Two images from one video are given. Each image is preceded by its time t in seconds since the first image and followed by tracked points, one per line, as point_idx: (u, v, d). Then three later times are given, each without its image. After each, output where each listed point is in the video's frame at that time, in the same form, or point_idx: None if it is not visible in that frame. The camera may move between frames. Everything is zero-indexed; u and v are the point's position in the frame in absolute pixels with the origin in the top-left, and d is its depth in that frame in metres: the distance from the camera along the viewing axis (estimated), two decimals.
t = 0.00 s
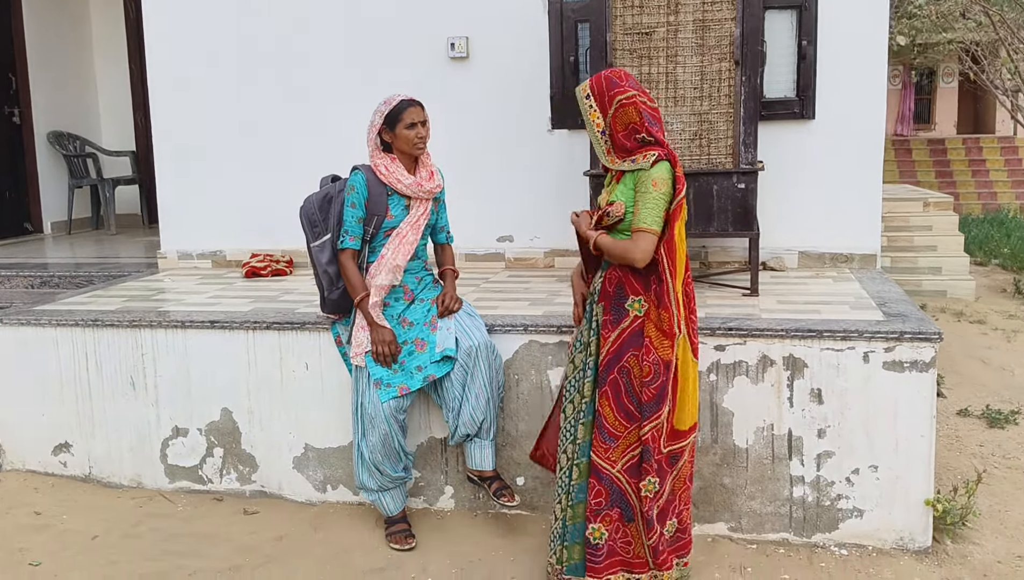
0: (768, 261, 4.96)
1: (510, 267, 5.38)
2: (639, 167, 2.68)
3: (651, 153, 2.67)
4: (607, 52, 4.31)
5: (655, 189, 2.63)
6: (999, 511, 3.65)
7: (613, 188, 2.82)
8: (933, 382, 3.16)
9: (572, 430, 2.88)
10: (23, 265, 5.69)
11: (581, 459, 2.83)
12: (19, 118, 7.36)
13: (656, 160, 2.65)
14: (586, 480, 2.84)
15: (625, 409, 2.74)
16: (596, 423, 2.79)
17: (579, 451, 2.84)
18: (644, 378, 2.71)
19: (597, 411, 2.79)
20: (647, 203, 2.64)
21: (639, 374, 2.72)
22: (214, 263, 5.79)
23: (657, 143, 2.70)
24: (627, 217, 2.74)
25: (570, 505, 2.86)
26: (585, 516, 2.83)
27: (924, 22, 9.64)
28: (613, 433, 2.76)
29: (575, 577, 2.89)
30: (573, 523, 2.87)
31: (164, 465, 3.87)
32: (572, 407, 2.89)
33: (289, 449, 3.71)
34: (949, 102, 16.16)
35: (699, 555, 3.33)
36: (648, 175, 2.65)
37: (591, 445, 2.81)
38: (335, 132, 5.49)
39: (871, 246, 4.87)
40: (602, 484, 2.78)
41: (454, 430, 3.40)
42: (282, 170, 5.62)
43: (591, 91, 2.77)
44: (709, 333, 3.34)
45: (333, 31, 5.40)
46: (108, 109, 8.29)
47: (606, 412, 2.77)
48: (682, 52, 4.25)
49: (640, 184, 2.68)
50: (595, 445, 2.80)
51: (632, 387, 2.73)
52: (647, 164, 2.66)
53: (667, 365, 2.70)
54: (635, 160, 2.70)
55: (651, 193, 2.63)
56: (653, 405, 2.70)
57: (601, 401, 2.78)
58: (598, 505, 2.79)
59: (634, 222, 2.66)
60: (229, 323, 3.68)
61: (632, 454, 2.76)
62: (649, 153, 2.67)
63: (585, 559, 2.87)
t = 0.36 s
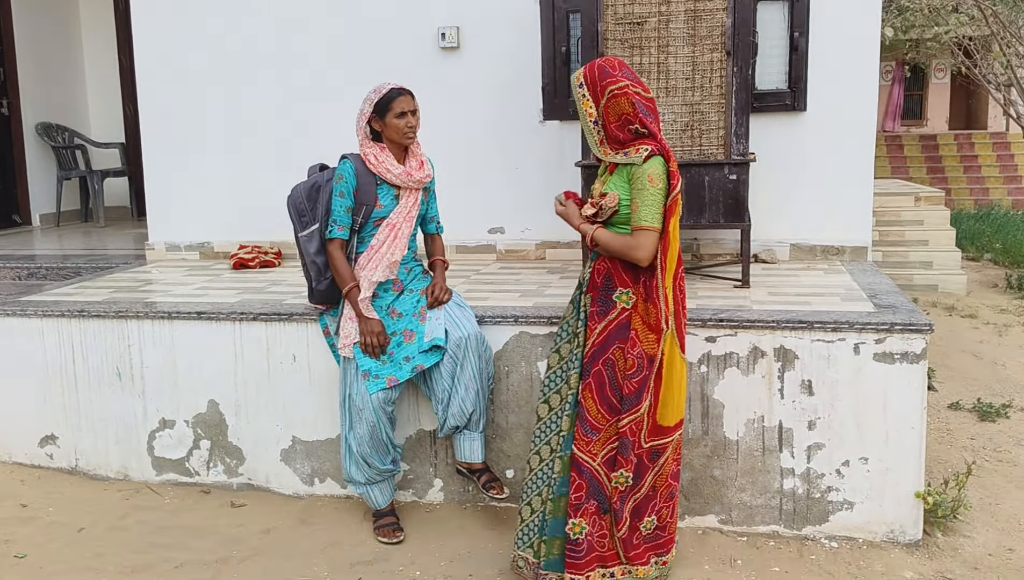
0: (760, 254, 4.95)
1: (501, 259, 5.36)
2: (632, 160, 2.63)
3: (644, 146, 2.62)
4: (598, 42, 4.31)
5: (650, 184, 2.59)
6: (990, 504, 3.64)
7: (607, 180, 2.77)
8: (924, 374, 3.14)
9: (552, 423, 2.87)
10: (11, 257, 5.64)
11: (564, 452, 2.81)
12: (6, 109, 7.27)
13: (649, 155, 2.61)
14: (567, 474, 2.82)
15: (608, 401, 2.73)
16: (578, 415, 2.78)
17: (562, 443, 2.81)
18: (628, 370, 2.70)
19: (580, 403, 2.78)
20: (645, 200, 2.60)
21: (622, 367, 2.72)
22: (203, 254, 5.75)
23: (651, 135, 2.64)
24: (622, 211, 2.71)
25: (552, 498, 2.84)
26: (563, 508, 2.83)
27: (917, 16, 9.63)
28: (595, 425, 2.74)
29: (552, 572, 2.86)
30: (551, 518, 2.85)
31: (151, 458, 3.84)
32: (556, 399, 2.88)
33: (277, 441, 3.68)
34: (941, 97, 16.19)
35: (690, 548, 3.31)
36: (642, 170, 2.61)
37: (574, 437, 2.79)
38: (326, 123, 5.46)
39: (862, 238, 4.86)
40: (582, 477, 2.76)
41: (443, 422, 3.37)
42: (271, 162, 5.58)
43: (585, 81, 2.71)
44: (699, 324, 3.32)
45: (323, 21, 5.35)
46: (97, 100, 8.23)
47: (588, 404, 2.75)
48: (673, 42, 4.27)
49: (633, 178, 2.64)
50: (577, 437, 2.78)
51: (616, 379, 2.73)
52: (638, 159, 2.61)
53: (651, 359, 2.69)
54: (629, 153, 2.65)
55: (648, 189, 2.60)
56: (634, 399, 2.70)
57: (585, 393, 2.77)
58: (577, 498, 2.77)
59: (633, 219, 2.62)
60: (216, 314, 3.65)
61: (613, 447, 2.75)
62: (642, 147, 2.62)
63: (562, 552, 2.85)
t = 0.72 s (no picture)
0: (751, 256, 4.95)
1: (492, 262, 5.35)
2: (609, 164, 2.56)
3: (617, 149, 2.55)
4: (588, 44, 4.34)
5: (638, 181, 2.52)
6: (981, 506, 3.65)
7: (580, 185, 2.68)
8: (915, 377, 3.14)
9: (536, 423, 2.87)
10: None
11: (556, 451, 2.82)
12: None
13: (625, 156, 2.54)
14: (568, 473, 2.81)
15: (604, 402, 2.70)
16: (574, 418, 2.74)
17: (554, 443, 2.82)
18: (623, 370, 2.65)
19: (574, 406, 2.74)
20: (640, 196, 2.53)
21: (614, 367, 2.68)
22: (192, 256, 5.71)
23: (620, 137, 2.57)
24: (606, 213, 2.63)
25: (546, 497, 2.84)
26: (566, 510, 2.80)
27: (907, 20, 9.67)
28: (592, 426, 2.71)
29: (551, 570, 2.85)
30: (546, 516, 2.85)
31: (139, 461, 3.81)
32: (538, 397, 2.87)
33: (267, 444, 3.66)
34: (930, 100, 16.26)
35: (681, 551, 3.30)
36: (626, 169, 2.54)
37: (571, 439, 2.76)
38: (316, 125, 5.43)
39: (852, 241, 4.87)
40: (583, 477, 2.73)
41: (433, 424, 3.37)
42: (261, 163, 5.56)
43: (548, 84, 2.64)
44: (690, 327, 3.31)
45: (313, 22, 5.33)
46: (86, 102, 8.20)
47: (583, 407, 2.71)
48: (664, 44, 4.29)
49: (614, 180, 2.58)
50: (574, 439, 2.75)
51: (609, 380, 2.69)
52: (617, 161, 2.54)
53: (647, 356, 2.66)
54: (600, 157, 2.57)
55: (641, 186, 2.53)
56: (633, 397, 2.65)
57: (579, 396, 2.74)
58: (578, 499, 2.74)
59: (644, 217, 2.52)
60: (205, 317, 3.62)
61: (612, 446, 2.72)
62: (616, 149, 2.55)
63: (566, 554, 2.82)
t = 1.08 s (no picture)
0: (748, 256, 4.96)
1: (490, 261, 5.34)
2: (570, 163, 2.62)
3: (575, 147, 2.62)
4: (586, 43, 4.32)
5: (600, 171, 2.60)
6: (979, 505, 3.65)
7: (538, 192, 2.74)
8: (914, 376, 3.14)
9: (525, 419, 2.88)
10: None
11: (546, 446, 2.84)
12: None
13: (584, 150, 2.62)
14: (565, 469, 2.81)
15: (600, 391, 2.72)
16: (569, 410, 2.76)
17: (544, 439, 2.84)
18: (616, 352, 2.68)
19: (569, 399, 2.76)
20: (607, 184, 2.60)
21: (607, 354, 2.70)
22: (189, 256, 5.70)
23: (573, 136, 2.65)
24: (573, 212, 2.68)
25: (537, 492, 2.86)
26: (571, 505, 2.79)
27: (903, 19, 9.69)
28: (589, 416, 2.73)
29: (551, 561, 2.88)
30: (541, 509, 2.86)
31: (137, 462, 3.79)
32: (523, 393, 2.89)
33: (265, 445, 3.65)
34: (926, 100, 16.29)
35: (681, 550, 3.30)
36: (589, 162, 2.61)
37: (567, 433, 2.77)
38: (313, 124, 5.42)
39: (850, 240, 4.88)
40: (585, 468, 2.74)
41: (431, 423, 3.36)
42: (258, 163, 5.54)
43: (487, 101, 2.70)
44: (689, 327, 3.31)
45: (310, 21, 5.32)
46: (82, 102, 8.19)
47: (578, 399, 2.74)
48: (662, 43, 4.29)
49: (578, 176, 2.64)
50: (571, 433, 2.76)
51: (603, 367, 2.71)
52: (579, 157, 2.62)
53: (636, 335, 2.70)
54: (557, 158, 2.63)
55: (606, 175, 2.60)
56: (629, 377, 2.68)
57: (573, 390, 2.75)
58: (582, 490, 2.75)
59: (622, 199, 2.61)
60: (203, 317, 3.61)
61: (613, 433, 2.73)
62: (575, 148, 2.62)
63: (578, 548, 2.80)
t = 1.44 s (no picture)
0: (745, 251, 4.97)
1: (487, 260, 5.35)
2: (561, 169, 2.63)
3: (566, 152, 2.62)
4: (581, 40, 4.32)
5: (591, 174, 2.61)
6: (977, 497, 3.66)
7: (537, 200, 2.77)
8: (912, 369, 3.15)
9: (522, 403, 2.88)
10: None
11: (543, 438, 2.83)
12: None
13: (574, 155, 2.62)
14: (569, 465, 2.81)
15: (608, 386, 2.80)
16: (578, 405, 2.78)
17: (544, 431, 2.83)
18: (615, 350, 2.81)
19: (577, 394, 2.78)
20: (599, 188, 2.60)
21: (613, 352, 2.81)
22: (185, 257, 5.69)
23: (565, 143, 2.65)
24: (574, 217, 2.71)
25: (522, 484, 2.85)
26: (578, 496, 2.80)
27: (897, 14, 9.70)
28: (598, 413, 2.79)
29: (530, 555, 2.86)
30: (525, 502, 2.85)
31: (135, 464, 3.79)
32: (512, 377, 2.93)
33: (264, 445, 3.65)
34: (921, 94, 16.30)
35: (680, 545, 3.30)
36: (580, 165, 2.62)
37: (573, 429, 2.79)
38: (309, 124, 5.42)
39: (847, 235, 4.89)
40: (593, 462, 2.79)
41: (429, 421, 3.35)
42: (254, 163, 5.54)
43: (478, 115, 2.74)
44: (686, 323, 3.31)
45: (305, 21, 5.32)
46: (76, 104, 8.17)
47: (587, 393, 2.78)
48: (657, 39, 4.29)
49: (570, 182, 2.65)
50: (579, 429, 2.78)
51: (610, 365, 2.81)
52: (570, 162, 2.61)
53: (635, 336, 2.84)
54: (550, 164, 2.64)
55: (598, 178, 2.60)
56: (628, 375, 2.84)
57: (581, 386, 2.78)
58: (591, 482, 2.78)
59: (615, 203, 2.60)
60: (201, 318, 3.61)
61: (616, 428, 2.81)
62: (564, 152, 2.62)
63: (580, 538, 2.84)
